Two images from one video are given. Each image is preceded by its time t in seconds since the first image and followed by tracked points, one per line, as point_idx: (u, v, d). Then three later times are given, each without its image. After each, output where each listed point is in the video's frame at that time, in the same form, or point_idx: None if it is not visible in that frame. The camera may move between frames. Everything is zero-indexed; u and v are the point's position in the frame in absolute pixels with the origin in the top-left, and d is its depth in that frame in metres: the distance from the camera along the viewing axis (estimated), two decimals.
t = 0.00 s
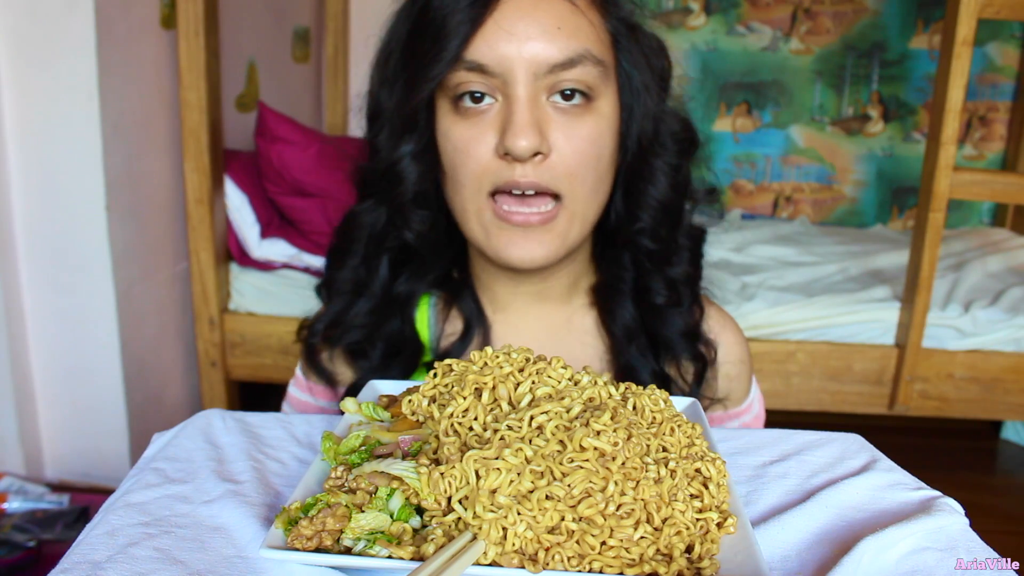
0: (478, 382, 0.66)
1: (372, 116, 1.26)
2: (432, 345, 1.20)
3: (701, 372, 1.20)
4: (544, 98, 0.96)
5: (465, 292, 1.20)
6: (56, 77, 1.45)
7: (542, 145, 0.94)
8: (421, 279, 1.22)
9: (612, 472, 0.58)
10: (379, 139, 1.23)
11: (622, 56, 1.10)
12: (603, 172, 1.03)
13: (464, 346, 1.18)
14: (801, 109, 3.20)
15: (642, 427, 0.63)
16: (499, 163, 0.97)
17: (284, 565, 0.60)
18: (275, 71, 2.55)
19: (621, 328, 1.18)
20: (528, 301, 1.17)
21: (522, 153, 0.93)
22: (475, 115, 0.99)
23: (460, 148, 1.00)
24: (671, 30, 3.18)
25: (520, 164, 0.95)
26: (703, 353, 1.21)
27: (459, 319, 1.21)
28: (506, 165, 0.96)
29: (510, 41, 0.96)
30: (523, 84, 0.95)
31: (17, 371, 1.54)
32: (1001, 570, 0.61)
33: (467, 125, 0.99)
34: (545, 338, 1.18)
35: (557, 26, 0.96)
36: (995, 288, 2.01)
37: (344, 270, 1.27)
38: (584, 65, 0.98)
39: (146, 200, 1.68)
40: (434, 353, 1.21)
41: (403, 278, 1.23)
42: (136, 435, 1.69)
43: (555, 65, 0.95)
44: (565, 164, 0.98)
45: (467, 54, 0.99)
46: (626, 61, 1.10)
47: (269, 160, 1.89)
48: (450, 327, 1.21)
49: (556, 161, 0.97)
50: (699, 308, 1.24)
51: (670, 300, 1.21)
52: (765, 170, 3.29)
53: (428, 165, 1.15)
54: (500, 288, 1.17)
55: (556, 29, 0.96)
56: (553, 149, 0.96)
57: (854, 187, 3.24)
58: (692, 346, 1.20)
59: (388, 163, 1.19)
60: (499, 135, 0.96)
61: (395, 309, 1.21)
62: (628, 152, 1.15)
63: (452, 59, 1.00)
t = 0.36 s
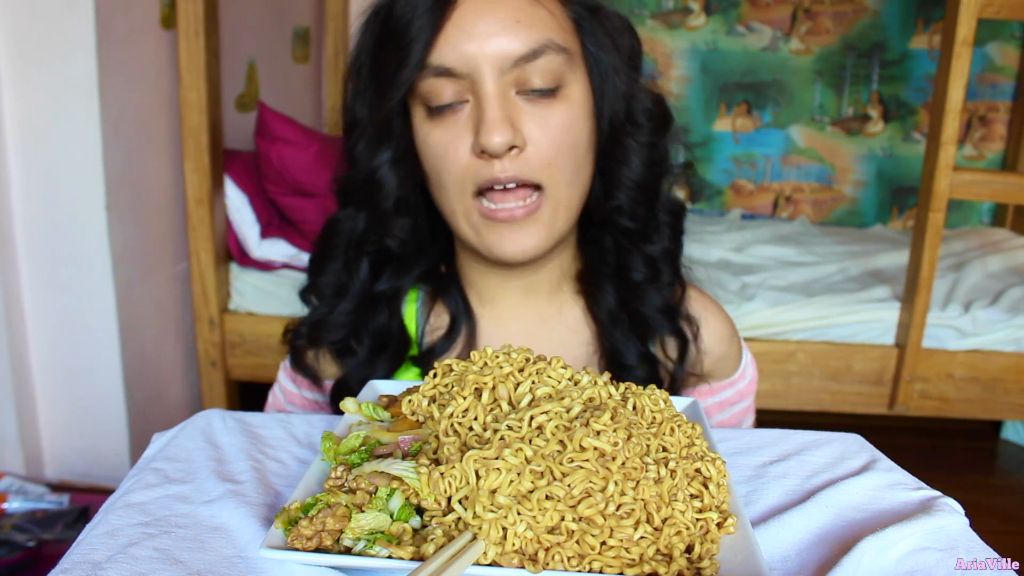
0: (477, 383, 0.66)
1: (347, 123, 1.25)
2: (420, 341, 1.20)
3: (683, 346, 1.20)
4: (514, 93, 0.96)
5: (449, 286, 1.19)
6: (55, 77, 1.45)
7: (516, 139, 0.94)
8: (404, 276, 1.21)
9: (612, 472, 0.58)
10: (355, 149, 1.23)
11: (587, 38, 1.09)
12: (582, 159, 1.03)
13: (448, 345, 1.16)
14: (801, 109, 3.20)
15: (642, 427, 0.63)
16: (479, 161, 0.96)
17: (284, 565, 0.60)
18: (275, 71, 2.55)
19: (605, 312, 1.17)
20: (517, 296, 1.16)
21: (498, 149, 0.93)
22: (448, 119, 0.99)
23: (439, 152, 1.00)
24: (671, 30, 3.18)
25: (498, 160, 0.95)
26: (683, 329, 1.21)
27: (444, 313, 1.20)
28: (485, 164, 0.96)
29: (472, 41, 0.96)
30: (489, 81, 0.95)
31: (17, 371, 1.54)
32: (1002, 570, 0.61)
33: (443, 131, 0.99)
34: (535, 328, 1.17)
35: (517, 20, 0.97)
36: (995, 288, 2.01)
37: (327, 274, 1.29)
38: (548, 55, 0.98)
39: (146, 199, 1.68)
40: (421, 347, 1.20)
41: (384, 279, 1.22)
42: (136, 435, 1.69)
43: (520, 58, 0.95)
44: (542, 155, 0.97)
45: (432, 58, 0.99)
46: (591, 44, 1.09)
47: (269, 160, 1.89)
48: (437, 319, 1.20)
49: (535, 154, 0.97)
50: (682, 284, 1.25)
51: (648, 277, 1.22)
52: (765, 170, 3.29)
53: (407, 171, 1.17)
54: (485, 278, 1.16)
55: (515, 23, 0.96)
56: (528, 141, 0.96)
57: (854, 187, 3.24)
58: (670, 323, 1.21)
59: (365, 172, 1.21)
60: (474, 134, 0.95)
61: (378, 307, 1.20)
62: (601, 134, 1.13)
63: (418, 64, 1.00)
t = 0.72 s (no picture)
0: (478, 382, 0.66)
1: (356, 115, 1.25)
2: (425, 328, 1.21)
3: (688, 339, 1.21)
4: (524, 85, 0.96)
5: (452, 277, 1.20)
6: (55, 77, 1.45)
7: (527, 127, 0.94)
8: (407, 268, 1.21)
9: (612, 472, 0.58)
10: (364, 139, 1.23)
11: (595, 37, 1.09)
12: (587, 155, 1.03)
13: (450, 333, 1.17)
14: (801, 108, 3.20)
15: (642, 427, 0.63)
16: (486, 152, 0.96)
17: (284, 565, 0.60)
18: (275, 71, 2.55)
19: (611, 302, 1.18)
20: (522, 285, 1.16)
21: (507, 137, 0.93)
22: (458, 106, 0.99)
23: (446, 139, 0.99)
24: (671, 30, 3.18)
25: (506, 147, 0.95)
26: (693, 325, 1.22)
27: (447, 303, 1.21)
28: (494, 151, 0.96)
29: (485, 31, 0.96)
30: (501, 70, 0.95)
31: (17, 372, 1.54)
32: (1001, 570, 0.61)
33: (452, 118, 0.99)
34: (537, 318, 1.18)
35: (528, 13, 0.97)
36: (995, 288, 2.01)
37: (330, 262, 1.27)
38: (558, 49, 0.98)
39: (146, 199, 1.68)
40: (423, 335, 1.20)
41: (386, 269, 1.22)
42: (137, 435, 1.69)
43: (530, 50, 0.96)
44: (548, 145, 0.97)
45: (444, 48, 0.99)
46: (599, 43, 1.10)
47: (268, 160, 1.89)
48: (440, 310, 1.21)
49: (540, 144, 0.97)
50: (685, 281, 1.24)
51: (657, 275, 1.22)
52: (765, 170, 3.29)
53: (416, 160, 1.15)
54: (494, 268, 1.16)
55: (527, 15, 0.97)
56: (536, 131, 0.96)
57: (854, 187, 3.24)
58: (679, 318, 1.20)
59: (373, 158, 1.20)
60: (484, 122, 0.95)
61: (381, 294, 1.20)
62: (606, 129, 1.15)
63: (430, 53, 1.00)
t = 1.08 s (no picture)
0: (478, 382, 0.66)
1: (367, 115, 1.25)
2: (435, 330, 1.21)
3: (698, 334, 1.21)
4: (532, 90, 0.96)
5: (464, 277, 1.20)
6: (55, 77, 1.45)
7: (533, 133, 0.94)
8: (420, 267, 1.22)
9: (612, 472, 0.58)
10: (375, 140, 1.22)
11: (603, 40, 1.09)
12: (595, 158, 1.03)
13: (461, 333, 1.18)
14: (801, 109, 3.20)
15: (642, 427, 0.63)
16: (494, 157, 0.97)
17: (283, 565, 0.60)
18: (275, 71, 2.55)
19: (621, 299, 1.18)
20: (530, 285, 1.16)
21: (514, 142, 0.93)
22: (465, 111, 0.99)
23: (453, 144, 1.00)
24: (671, 30, 3.18)
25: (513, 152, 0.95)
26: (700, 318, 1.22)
27: (458, 304, 1.21)
28: (500, 156, 0.96)
29: (494, 37, 0.96)
30: (509, 76, 0.95)
31: (17, 372, 1.54)
32: (1001, 570, 0.61)
33: (459, 123, 0.99)
34: (543, 316, 1.18)
35: (537, 19, 0.97)
36: (995, 288, 2.01)
37: (344, 263, 1.27)
38: (566, 55, 0.98)
39: (146, 199, 1.68)
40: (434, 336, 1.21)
41: (400, 269, 1.23)
42: (136, 435, 1.69)
43: (538, 56, 0.95)
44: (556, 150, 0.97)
45: (454, 52, 0.99)
46: (607, 46, 1.10)
47: (269, 160, 1.89)
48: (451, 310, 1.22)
49: (548, 148, 0.97)
50: (692, 276, 1.25)
51: (664, 270, 1.22)
52: (765, 170, 3.29)
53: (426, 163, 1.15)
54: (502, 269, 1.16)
55: (536, 21, 0.96)
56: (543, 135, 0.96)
57: (854, 187, 3.24)
58: (688, 313, 1.20)
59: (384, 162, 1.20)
60: (492, 127, 0.95)
61: (395, 294, 1.21)
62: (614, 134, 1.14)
63: (440, 57, 1.00)
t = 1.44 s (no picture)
0: (478, 382, 0.66)
1: (359, 130, 1.25)
2: (438, 329, 1.21)
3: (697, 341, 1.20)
4: (515, 110, 0.94)
5: (465, 280, 1.21)
6: (54, 78, 1.45)
7: (518, 157, 0.94)
8: (422, 272, 1.22)
9: (612, 472, 0.58)
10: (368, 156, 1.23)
11: (592, 47, 1.05)
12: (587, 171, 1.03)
13: (464, 334, 1.18)
14: (801, 109, 3.20)
15: (642, 427, 0.63)
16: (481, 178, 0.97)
17: (283, 565, 0.60)
18: (275, 71, 2.55)
19: (621, 304, 1.18)
20: (529, 289, 1.17)
21: (500, 167, 0.93)
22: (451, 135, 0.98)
23: (443, 166, 1.01)
24: (671, 30, 3.18)
25: (501, 177, 0.96)
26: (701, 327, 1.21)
27: (461, 303, 1.21)
28: (488, 179, 0.97)
29: (472, 61, 0.94)
30: (491, 101, 0.93)
31: (17, 372, 1.54)
32: (1001, 570, 0.61)
33: (446, 145, 0.99)
34: (542, 318, 1.19)
35: (518, 39, 0.94)
36: (995, 288, 2.01)
37: (342, 275, 1.27)
38: (548, 72, 0.95)
39: (146, 199, 1.68)
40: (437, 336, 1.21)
41: (398, 275, 1.22)
42: (136, 434, 1.69)
43: (519, 77, 0.93)
44: (545, 169, 0.98)
45: (433, 79, 0.97)
46: (596, 53, 1.06)
47: (268, 160, 1.89)
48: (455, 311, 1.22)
49: (535, 167, 0.97)
50: (693, 282, 1.24)
51: (665, 281, 1.21)
52: (765, 170, 3.29)
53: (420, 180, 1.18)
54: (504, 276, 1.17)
55: (518, 41, 0.94)
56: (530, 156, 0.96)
57: (854, 187, 3.24)
58: (687, 322, 1.19)
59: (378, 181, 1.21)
60: (477, 151, 0.95)
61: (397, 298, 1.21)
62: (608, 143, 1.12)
63: (421, 85, 0.99)
